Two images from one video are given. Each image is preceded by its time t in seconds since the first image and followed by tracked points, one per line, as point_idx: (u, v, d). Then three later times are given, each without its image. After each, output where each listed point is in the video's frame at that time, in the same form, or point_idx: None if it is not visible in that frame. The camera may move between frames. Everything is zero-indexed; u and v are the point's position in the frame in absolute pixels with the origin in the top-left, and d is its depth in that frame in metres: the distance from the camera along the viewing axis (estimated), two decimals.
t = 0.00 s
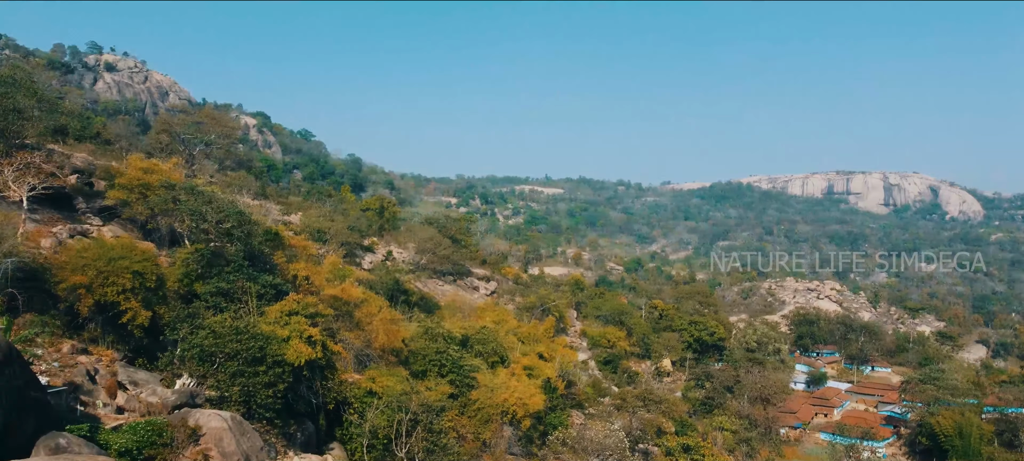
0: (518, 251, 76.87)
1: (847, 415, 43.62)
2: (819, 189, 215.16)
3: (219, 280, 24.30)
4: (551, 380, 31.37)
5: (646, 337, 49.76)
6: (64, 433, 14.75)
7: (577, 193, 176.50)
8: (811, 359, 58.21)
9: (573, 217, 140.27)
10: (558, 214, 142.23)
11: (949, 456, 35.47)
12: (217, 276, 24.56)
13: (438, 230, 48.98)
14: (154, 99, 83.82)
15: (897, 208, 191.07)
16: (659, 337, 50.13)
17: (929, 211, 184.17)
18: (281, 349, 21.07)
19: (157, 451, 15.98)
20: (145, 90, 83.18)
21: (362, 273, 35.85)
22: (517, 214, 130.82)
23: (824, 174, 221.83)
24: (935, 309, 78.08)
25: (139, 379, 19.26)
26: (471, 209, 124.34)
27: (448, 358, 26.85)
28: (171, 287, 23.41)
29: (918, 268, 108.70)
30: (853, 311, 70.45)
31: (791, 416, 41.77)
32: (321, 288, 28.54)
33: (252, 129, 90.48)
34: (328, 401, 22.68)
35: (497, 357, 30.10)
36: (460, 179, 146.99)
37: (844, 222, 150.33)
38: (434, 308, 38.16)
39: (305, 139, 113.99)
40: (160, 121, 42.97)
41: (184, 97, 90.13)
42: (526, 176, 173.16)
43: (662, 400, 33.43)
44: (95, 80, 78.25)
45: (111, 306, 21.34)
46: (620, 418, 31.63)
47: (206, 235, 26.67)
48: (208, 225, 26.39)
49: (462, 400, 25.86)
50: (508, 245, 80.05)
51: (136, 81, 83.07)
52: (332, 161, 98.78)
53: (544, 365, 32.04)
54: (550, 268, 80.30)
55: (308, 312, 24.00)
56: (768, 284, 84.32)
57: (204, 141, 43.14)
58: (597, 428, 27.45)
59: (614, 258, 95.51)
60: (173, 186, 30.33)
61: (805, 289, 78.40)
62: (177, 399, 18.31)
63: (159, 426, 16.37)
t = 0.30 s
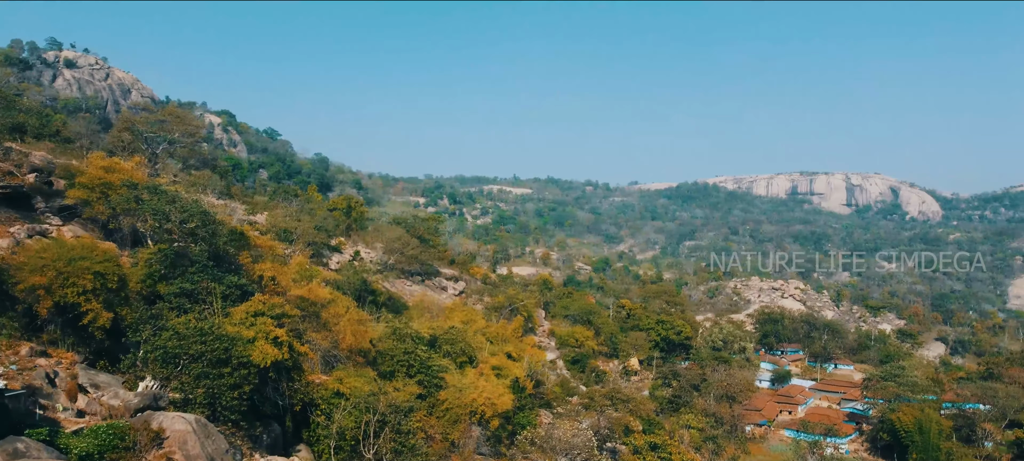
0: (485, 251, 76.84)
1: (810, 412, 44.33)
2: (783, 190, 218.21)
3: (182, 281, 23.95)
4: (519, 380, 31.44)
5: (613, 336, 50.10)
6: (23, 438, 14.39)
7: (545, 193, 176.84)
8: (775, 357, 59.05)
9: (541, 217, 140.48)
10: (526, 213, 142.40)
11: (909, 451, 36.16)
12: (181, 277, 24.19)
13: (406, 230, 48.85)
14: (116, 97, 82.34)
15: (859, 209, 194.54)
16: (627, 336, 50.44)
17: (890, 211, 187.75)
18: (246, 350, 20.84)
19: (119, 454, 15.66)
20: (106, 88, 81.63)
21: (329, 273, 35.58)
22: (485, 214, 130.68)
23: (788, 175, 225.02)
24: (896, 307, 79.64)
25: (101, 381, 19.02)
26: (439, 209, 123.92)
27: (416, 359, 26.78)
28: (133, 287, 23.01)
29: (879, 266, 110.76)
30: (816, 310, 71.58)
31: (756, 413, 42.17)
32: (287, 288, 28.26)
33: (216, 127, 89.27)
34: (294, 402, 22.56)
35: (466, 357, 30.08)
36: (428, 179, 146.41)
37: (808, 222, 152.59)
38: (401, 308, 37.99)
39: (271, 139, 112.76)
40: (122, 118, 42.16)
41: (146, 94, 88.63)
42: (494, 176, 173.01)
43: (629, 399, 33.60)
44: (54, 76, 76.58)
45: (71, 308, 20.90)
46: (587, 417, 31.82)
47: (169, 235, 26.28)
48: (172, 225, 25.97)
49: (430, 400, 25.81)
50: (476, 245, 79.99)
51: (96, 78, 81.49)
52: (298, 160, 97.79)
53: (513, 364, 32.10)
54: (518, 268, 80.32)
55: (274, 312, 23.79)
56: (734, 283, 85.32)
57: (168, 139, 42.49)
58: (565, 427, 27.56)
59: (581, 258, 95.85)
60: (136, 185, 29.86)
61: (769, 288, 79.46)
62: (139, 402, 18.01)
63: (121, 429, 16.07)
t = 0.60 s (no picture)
0: (456, 251, 76.74)
1: (778, 409, 44.88)
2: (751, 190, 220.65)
3: (149, 281, 23.59)
4: (490, 380, 31.43)
5: (585, 336, 50.35)
6: None
7: (517, 193, 176.97)
8: (744, 356, 59.68)
9: (513, 217, 140.54)
10: (498, 213, 142.41)
11: (875, 448, 36.68)
12: (147, 277, 23.83)
13: (377, 230, 48.63)
14: (80, 94, 80.87)
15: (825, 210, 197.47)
16: (598, 335, 50.66)
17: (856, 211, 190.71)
18: (214, 352, 20.61)
19: (84, 459, 15.40)
20: (70, 85, 80.14)
21: (299, 273, 35.28)
22: (457, 214, 130.47)
23: (756, 175, 227.57)
24: (862, 306, 80.92)
25: (64, 385, 18.65)
26: (410, 209, 123.39)
27: (387, 359, 26.67)
28: (98, 289, 22.62)
29: (846, 265, 112.45)
30: (784, 309, 72.45)
31: (725, 411, 42.53)
32: (256, 289, 27.97)
33: (183, 126, 88.08)
34: (263, 404, 22.39)
35: (437, 357, 30.05)
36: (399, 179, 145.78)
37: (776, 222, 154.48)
38: (372, 308, 37.79)
39: (240, 137, 111.52)
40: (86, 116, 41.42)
41: (112, 92, 87.17)
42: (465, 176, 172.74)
43: (600, 397, 33.68)
44: (16, 73, 74.99)
45: (33, 309, 20.45)
46: (559, 416, 31.90)
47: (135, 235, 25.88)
48: (138, 224, 25.55)
49: (401, 401, 25.74)
50: (447, 245, 79.82)
51: (60, 76, 79.98)
52: (267, 159, 96.85)
53: (484, 364, 32.09)
54: (489, 268, 80.29)
55: (243, 313, 23.56)
56: (704, 282, 86.09)
57: (134, 138, 41.88)
58: (537, 426, 27.62)
59: (553, 258, 96.04)
60: (101, 184, 29.35)
61: (738, 287, 80.29)
62: (105, 404, 17.72)
63: (86, 433, 15.81)
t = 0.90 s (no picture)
0: (427, 251, 76.56)
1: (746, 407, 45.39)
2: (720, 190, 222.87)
3: (114, 282, 23.19)
4: (461, 380, 31.45)
5: (555, 335, 50.57)
6: None
7: (488, 193, 176.96)
8: (713, 355, 60.31)
9: (484, 217, 140.51)
10: (469, 213, 142.28)
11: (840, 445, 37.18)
12: (112, 278, 23.42)
13: (347, 230, 48.37)
14: (42, 91, 79.25)
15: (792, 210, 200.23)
16: (568, 334, 50.85)
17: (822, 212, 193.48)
18: (181, 353, 20.35)
19: None
20: (31, 82, 78.50)
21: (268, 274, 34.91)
22: (428, 214, 130.17)
23: (725, 176, 229.97)
24: (828, 305, 82.16)
25: (26, 388, 18.23)
26: (381, 209, 122.77)
27: (358, 360, 26.62)
28: (60, 290, 22.18)
29: (812, 265, 114.08)
30: (752, 308, 73.28)
31: (694, 409, 42.87)
32: (224, 289, 27.62)
33: (149, 124, 86.79)
34: (231, 406, 22.17)
35: (408, 358, 29.99)
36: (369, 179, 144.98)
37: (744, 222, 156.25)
38: (342, 309, 37.53)
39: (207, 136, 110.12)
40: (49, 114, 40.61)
41: (75, 89, 85.58)
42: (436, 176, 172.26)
43: (571, 397, 33.80)
44: None
45: None
46: (529, 416, 31.95)
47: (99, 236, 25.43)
48: (102, 224, 25.10)
49: (372, 402, 25.62)
50: (418, 245, 79.62)
51: (21, 72, 78.29)
52: (236, 159, 95.81)
53: (455, 365, 32.03)
54: (460, 268, 80.15)
55: (210, 314, 23.31)
56: (673, 282, 86.81)
57: (98, 137, 41.23)
58: (508, 425, 27.63)
59: (524, 258, 96.21)
60: (64, 183, 28.79)
61: (708, 286, 81.06)
62: (68, 408, 17.33)
63: (48, 437, 15.47)
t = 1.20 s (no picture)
0: (397, 251, 76.24)
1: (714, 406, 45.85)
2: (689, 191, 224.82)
3: (77, 283, 22.78)
4: (431, 381, 31.39)
5: (526, 335, 50.68)
6: None
7: (458, 193, 176.69)
8: (681, 354, 60.86)
9: (454, 217, 140.31)
10: (439, 213, 141.96)
11: (806, 442, 37.65)
12: (75, 279, 23.01)
13: (316, 230, 48.02)
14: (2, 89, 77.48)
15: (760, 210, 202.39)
16: (539, 334, 50.97)
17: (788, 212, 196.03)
18: (147, 356, 20.08)
19: None
20: None
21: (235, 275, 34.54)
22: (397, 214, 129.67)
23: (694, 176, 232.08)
24: (794, 304, 83.30)
25: None
26: (350, 209, 122.03)
27: (327, 361, 26.47)
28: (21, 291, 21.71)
29: (779, 264, 115.60)
30: (720, 307, 74.07)
31: (663, 408, 43.22)
32: (190, 290, 27.26)
33: (113, 123, 85.34)
34: (198, 408, 21.93)
35: (378, 359, 29.89)
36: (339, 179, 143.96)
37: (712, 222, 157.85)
38: (311, 309, 37.22)
39: (173, 135, 108.62)
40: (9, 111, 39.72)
41: (37, 87, 83.83)
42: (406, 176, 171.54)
43: (541, 397, 33.90)
44: None
45: None
46: (500, 416, 31.98)
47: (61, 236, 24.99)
48: (65, 225, 24.67)
49: (341, 403, 25.47)
50: (387, 245, 79.28)
51: None
52: (203, 158, 94.59)
53: (425, 365, 31.96)
54: (431, 268, 80.01)
55: (176, 316, 23.07)
56: (643, 281, 87.46)
57: (60, 135, 40.43)
58: (479, 426, 27.64)
59: (495, 258, 96.27)
60: (26, 182, 28.13)
61: (677, 286, 81.74)
62: (29, 411, 16.78)
63: (11, 441, 14.96)
